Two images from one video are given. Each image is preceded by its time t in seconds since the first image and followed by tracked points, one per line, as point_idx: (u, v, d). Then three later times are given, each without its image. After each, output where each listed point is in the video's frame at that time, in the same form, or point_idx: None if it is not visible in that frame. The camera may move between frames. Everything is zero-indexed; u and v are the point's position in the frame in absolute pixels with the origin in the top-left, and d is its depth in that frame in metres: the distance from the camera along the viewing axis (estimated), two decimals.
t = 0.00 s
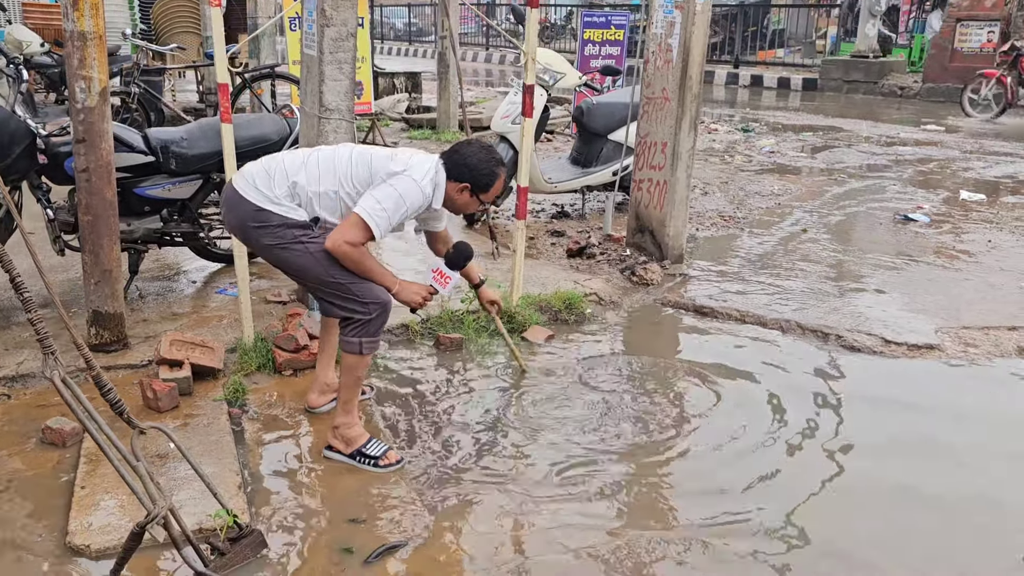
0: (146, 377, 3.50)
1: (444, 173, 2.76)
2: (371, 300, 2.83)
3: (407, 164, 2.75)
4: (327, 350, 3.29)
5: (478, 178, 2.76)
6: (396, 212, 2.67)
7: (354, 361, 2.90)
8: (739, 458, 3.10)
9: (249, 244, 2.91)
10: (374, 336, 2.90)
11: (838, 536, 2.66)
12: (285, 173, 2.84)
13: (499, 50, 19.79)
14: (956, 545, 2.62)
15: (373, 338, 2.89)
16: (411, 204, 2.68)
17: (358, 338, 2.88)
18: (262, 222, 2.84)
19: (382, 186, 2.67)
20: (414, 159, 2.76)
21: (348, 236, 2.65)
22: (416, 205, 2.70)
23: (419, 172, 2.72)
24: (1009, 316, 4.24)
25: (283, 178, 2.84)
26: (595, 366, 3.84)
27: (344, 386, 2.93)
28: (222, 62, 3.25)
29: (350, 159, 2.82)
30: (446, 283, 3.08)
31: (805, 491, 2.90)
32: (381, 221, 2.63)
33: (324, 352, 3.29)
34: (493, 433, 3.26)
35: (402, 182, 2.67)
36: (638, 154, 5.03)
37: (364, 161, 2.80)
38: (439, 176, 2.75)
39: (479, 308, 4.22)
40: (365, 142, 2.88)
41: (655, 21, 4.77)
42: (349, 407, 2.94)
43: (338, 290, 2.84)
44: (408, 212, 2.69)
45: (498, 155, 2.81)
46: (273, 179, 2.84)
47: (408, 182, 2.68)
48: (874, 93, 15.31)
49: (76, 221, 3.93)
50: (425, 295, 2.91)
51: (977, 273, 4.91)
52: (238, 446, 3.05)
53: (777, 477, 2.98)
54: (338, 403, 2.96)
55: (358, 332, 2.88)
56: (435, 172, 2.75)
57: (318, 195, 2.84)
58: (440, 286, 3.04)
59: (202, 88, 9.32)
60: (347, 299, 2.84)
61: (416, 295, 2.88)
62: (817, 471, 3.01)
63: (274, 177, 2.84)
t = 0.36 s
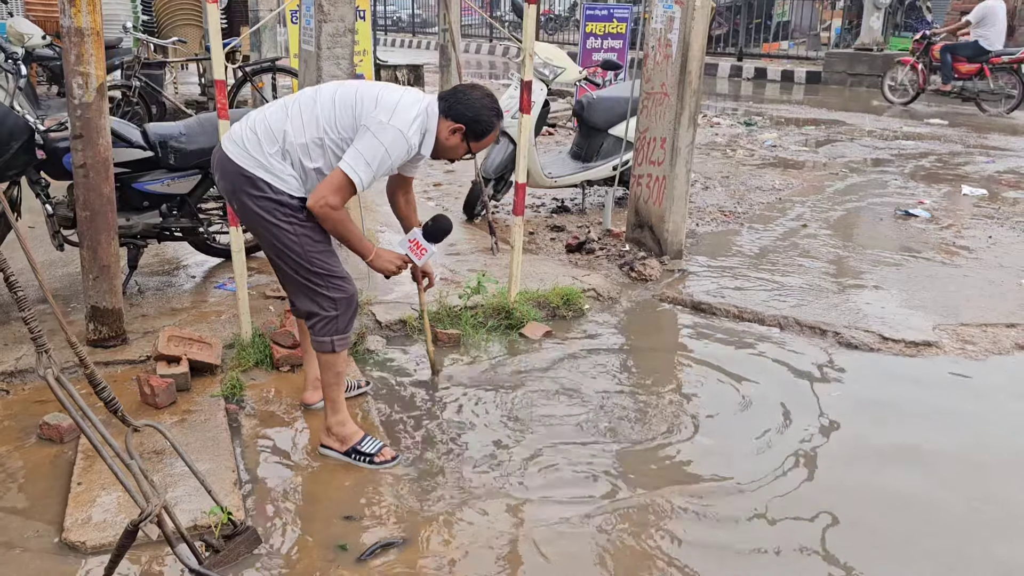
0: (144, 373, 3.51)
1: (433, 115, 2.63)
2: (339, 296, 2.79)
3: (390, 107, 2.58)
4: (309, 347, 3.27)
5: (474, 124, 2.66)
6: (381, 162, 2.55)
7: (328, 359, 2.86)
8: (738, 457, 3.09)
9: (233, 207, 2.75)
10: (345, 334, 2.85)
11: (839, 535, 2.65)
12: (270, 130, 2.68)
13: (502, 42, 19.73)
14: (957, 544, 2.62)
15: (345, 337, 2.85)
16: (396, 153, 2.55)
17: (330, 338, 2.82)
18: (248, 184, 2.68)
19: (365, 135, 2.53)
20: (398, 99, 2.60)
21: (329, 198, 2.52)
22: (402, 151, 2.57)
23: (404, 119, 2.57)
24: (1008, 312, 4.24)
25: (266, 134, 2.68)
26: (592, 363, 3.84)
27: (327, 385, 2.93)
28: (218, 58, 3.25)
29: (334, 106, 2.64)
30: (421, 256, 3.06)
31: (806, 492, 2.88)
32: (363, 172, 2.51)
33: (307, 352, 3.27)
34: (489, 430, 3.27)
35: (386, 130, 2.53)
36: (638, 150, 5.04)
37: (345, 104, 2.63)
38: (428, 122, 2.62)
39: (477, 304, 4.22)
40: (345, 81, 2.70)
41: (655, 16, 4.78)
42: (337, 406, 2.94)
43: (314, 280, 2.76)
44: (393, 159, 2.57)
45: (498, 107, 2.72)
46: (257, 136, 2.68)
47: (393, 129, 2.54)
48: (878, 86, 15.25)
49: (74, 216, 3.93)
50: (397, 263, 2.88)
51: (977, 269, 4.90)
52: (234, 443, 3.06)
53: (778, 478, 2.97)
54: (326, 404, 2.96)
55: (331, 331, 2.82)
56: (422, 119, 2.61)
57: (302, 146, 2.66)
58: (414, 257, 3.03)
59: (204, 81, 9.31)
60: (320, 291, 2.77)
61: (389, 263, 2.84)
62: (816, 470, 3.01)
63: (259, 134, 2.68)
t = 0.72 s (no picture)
0: (145, 376, 3.48)
1: (431, 96, 2.54)
2: (321, 309, 2.78)
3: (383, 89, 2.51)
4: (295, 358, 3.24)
5: (472, 106, 2.55)
6: (372, 144, 2.46)
7: (313, 373, 2.84)
8: (744, 465, 3.05)
9: (229, 208, 2.69)
10: (330, 348, 2.84)
11: (851, 546, 2.62)
12: (262, 125, 2.62)
13: (509, 38, 19.66)
14: (971, 554, 2.59)
15: (330, 351, 2.83)
16: (388, 136, 2.47)
17: (316, 352, 2.81)
18: (245, 182, 2.63)
19: (356, 116, 2.45)
20: (390, 80, 2.53)
21: (310, 170, 2.43)
22: (394, 134, 2.48)
23: (397, 101, 2.49)
24: (1020, 317, 4.18)
25: (258, 128, 2.62)
26: (597, 367, 3.80)
27: (320, 395, 2.90)
28: (220, 59, 3.22)
29: (325, 94, 2.57)
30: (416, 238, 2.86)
31: (813, 503, 2.84)
32: (350, 151, 2.43)
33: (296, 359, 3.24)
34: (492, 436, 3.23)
35: (377, 111, 2.45)
36: (645, 150, 5.00)
37: (336, 89, 2.57)
38: (425, 103, 2.53)
39: (481, 307, 4.19)
40: (336, 65, 2.63)
41: (663, 16, 4.72)
42: (334, 415, 2.91)
43: (302, 291, 2.74)
44: (386, 143, 2.48)
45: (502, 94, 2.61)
46: (250, 131, 2.63)
47: (384, 110, 2.46)
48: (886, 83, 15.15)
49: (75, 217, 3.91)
50: (388, 243, 2.70)
51: (987, 272, 4.85)
52: (235, 448, 3.03)
53: (784, 488, 2.92)
54: (323, 413, 2.93)
55: (316, 346, 2.80)
56: (417, 99, 2.52)
57: (295, 139, 2.60)
58: (408, 238, 2.84)
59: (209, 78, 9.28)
60: (305, 303, 2.75)
61: (379, 244, 2.67)
62: (823, 479, 2.97)
63: (252, 129, 2.63)
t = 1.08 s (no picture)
0: (143, 379, 3.41)
1: (430, 83, 2.39)
2: (314, 319, 2.71)
3: (375, 77, 2.38)
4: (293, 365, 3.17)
5: (474, 91, 2.38)
6: (358, 133, 2.32)
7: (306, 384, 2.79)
8: (754, 476, 2.97)
9: (225, 210, 2.63)
10: (323, 358, 2.77)
11: (864, 559, 2.54)
12: (255, 124, 2.55)
13: (515, 33, 19.55)
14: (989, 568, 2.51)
15: (322, 362, 2.77)
16: (375, 125, 2.32)
17: (308, 363, 2.75)
18: (239, 185, 2.55)
19: (341, 104, 2.33)
20: (380, 69, 2.39)
21: (291, 159, 2.32)
22: (382, 122, 2.33)
23: (387, 88, 2.35)
24: None
25: (252, 129, 2.55)
26: (605, 373, 3.72)
27: (314, 404, 2.84)
28: (221, 56, 3.14)
29: (318, 87, 2.46)
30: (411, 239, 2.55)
31: (823, 514, 2.76)
32: (332, 139, 2.30)
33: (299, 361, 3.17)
34: (497, 444, 3.16)
35: (363, 97, 2.31)
36: (654, 150, 4.91)
37: (327, 80, 2.45)
38: (421, 90, 2.38)
39: (486, 309, 4.11)
40: (332, 57, 2.53)
41: (674, 13, 4.63)
42: (328, 423, 2.84)
43: (294, 300, 2.68)
44: (374, 132, 2.34)
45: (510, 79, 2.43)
46: (245, 133, 2.56)
47: (370, 96, 2.31)
48: (896, 81, 15.03)
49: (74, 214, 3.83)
50: (383, 242, 2.59)
51: (1002, 277, 4.76)
52: (233, 455, 2.96)
53: (794, 499, 2.84)
54: (317, 422, 2.87)
55: (309, 356, 2.75)
56: (412, 87, 2.37)
57: (287, 135, 2.50)
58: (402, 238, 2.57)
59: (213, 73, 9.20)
60: (296, 312, 2.69)
61: (371, 240, 2.56)
62: (836, 490, 2.89)
63: (247, 131, 2.56)
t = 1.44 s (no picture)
0: (141, 377, 3.37)
1: (433, 94, 2.31)
2: (317, 321, 2.67)
3: (373, 82, 2.32)
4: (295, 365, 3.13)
5: (478, 104, 2.28)
6: (347, 138, 2.27)
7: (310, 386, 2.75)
8: (759, 480, 2.92)
9: (231, 209, 2.61)
10: (328, 361, 2.73)
11: (863, 567, 2.51)
12: (258, 123, 2.52)
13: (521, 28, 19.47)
14: None
15: (326, 365, 2.72)
16: (366, 132, 2.27)
17: (313, 366, 2.71)
18: (241, 185, 2.53)
19: (334, 108, 2.28)
20: (380, 74, 2.33)
21: (280, 160, 2.30)
22: (374, 129, 2.28)
23: (383, 94, 2.29)
24: None
25: (255, 127, 2.52)
26: (608, 374, 3.68)
27: (318, 407, 2.80)
28: (222, 51, 3.09)
29: (318, 87, 2.42)
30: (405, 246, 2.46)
31: (827, 522, 2.71)
32: (320, 143, 2.26)
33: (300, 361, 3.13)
34: (498, 446, 3.11)
35: (356, 102, 2.26)
36: (660, 149, 4.86)
37: (327, 83, 2.40)
38: (422, 99, 2.31)
39: (489, 309, 4.07)
40: (336, 58, 2.47)
41: (682, 10, 4.58)
42: (332, 426, 2.79)
43: (297, 302, 2.64)
44: (365, 138, 2.29)
45: (518, 90, 2.32)
46: (247, 132, 2.53)
47: (364, 102, 2.26)
48: (904, 79, 14.93)
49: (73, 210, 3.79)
50: (378, 249, 2.51)
51: (1011, 280, 4.70)
52: (231, 457, 2.92)
53: (797, 506, 2.79)
54: (322, 424, 2.82)
55: (312, 358, 2.71)
56: (411, 94, 2.30)
57: (285, 135, 2.46)
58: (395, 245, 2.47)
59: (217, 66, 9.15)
60: (300, 314, 2.65)
61: (367, 247, 2.48)
62: (843, 498, 2.83)
63: (250, 129, 2.53)
